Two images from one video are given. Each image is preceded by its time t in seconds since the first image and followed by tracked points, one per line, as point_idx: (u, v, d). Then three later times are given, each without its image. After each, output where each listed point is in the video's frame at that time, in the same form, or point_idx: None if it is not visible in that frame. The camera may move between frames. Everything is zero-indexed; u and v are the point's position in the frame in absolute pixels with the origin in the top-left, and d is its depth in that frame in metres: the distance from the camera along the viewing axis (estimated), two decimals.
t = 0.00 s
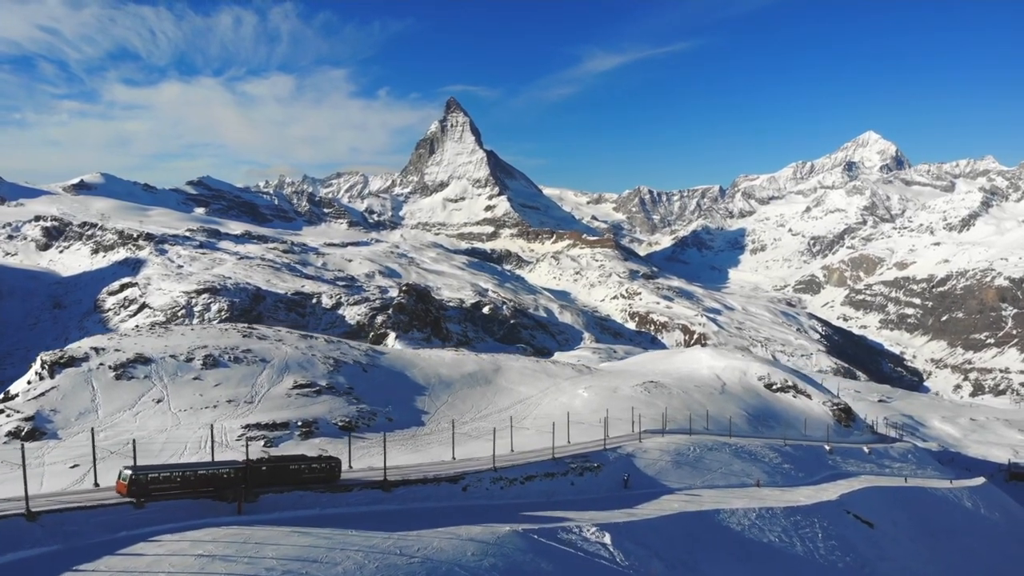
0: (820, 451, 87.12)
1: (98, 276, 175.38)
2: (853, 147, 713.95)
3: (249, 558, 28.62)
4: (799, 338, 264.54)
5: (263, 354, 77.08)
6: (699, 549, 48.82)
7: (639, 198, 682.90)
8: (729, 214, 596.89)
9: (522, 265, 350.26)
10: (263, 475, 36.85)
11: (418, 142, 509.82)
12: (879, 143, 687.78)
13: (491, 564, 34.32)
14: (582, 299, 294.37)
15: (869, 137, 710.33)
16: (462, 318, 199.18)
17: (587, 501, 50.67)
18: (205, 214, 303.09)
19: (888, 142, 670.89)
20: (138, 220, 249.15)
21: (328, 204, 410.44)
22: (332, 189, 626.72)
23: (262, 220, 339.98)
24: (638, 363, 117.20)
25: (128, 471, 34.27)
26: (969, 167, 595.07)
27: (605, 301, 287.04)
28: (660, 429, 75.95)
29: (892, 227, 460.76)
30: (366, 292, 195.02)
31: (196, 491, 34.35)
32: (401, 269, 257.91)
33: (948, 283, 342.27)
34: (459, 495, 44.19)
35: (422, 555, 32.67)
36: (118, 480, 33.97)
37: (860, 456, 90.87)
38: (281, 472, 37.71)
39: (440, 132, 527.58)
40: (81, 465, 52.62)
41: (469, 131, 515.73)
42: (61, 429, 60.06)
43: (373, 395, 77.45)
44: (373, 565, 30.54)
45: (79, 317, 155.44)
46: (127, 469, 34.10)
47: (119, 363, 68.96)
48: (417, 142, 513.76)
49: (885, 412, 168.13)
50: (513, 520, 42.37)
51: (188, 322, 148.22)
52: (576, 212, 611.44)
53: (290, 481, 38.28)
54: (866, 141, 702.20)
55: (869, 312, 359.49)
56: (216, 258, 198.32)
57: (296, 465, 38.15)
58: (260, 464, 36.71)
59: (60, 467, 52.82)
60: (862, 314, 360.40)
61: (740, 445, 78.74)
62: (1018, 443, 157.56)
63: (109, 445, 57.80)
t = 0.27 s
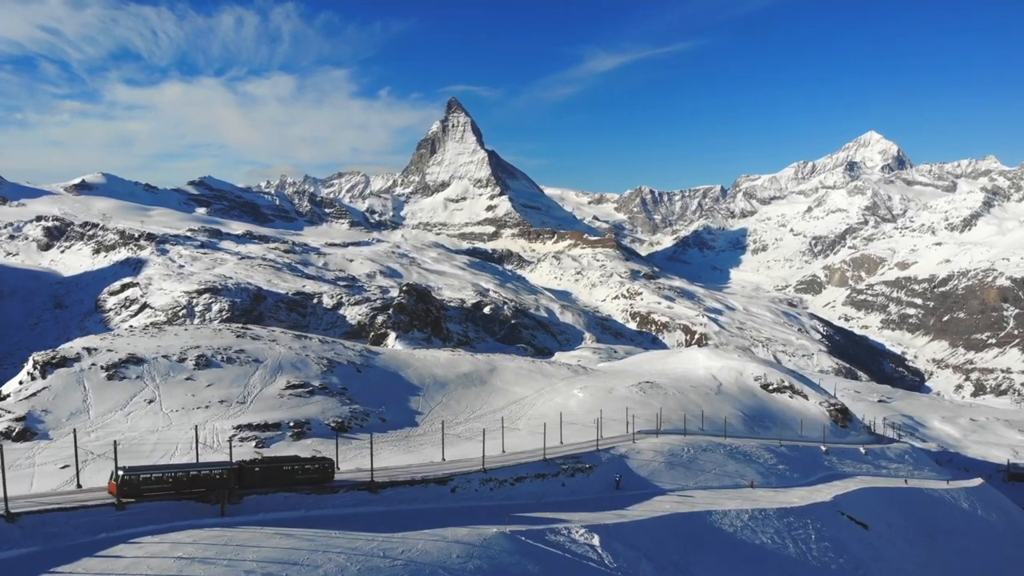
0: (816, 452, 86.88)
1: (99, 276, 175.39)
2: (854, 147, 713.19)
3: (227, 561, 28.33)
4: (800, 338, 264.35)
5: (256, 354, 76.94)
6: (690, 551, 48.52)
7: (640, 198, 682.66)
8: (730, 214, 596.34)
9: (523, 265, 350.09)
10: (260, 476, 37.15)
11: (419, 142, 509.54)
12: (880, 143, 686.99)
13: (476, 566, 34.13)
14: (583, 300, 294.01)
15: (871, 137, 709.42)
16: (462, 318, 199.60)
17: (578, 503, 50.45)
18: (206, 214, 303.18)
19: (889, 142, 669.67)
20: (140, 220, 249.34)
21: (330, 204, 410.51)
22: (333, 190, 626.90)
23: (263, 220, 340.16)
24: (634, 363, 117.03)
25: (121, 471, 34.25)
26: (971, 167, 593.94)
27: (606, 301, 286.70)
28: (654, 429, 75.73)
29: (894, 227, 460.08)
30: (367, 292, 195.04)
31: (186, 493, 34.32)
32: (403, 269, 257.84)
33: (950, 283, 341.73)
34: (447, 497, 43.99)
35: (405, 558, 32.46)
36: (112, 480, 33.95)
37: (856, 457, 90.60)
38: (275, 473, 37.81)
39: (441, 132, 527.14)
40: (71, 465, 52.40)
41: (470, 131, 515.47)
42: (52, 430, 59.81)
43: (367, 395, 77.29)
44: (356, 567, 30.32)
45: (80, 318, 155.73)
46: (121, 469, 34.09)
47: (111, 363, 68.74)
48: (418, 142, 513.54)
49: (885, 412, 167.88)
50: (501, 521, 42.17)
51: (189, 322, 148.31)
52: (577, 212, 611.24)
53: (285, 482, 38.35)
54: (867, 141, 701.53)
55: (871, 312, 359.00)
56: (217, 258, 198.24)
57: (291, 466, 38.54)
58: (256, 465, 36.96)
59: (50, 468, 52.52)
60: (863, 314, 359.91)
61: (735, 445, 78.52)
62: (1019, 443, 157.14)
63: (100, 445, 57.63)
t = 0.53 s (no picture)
0: (812, 453, 86.58)
1: (100, 276, 175.36)
2: (855, 147, 712.58)
3: (209, 563, 28.21)
4: (801, 338, 263.95)
5: (250, 354, 76.76)
6: (681, 553, 48.22)
7: (641, 198, 682.31)
8: (731, 215, 595.73)
9: (524, 265, 349.78)
10: (252, 477, 37.47)
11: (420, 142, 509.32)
12: (881, 143, 686.32)
13: (462, 570, 33.91)
14: (584, 300, 293.75)
15: (872, 137, 708.77)
16: (462, 318, 199.73)
17: (569, 504, 50.23)
18: (207, 214, 303.17)
19: (890, 142, 669.14)
20: (141, 220, 249.31)
21: (331, 204, 410.42)
22: (334, 190, 626.73)
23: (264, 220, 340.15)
24: (631, 364, 116.78)
25: (113, 473, 34.58)
26: (972, 167, 593.29)
27: (607, 301, 286.40)
28: (649, 430, 75.52)
29: (895, 228, 459.50)
30: (368, 292, 194.89)
31: (177, 493, 34.61)
32: (403, 269, 257.67)
33: (951, 284, 341.28)
34: (436, 498, 43.80)
35: (390, 560, 32.28)
36: (103, 482, 34.28)
37: (853, 458, 90.28)
38: (269, 474, 38.14)
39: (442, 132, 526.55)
40: (62, 467, 52.15)
41: (471, 131, 515.10)
42: (44, 430, 59.56)
43: (361, 396, 77.06)
44: (340, 569, 30.13)
45: (82, 318, 155.93)
46: (112, 471, 34.43)
47: (104, 363, 68.59)
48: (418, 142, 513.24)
49: (885, 412, 167.56)
50: (490, 522, 41.97)
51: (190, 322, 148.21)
52: (578, 212, 611.10)
53: (279, 482, 38.77)
54: (868, 141, 700.88)
55: (872, 313, 358.59)
56: (218, 258, 198.02)
57: (284, 467, 38.78)
58: (248, 466, 37.34)
59: (41, 468, 52.33)
60: (864, 315, 359.49)
61: (730, 446, 78.28)
62: (1019, 444, 156.76)
63: (92, 445, 57.42)
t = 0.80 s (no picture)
0: (808, 454, 86.21)
1: (101, 275, 175.37)
2: (857, 147, 711.90)
3: (188, 566, 27.98)
4: (803, 338, 263.62)
5: (243, 355, 76.59)
6: (672, 556, 47.93)
7: (642, 198, 682.00)
8: (733, 215, 595.02)
9: (525, 265, 349.59)
10: (243, 479, 37.41)
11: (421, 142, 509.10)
12: (883, 143, 685.64)
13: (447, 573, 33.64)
14: (585, 300, 293.46)
15: (873, 137, 708.09)
16: (464, 318, 199.99)
17: (559, 506, 49.99)
18: (208, 214, 302.61)
19: (892, 142, 668.59)
20: (142, 220, 249.27)
21: (332, 204, 410.39)
22: (335, 190, 626.70)
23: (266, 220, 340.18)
24: (627, 364, 116.59)
25: (104, 474, 34.56)
26: (974, 167, 592.46)
27: (608, 301, 286.16)
28: (643, 431, 75.28)
29: (897, 228, 458.99)
30: (370, 292, 194.72)
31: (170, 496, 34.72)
32: (404, 269, 257.58)
33: (952, 284, 340.84)
34: (424, 500, 43.57)
35: (372, 563, 32.04)
36: (94, 482, 34.23)
37: (849, 459, 89.92)
38: (261, 475, 38.07)
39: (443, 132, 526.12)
40: (52, 467, 51.94)
41: (473, 131, 514.90)
42: (35, 430, 59.32)
43: (354, 397, 76.85)
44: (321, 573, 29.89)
45: (83, 318, 156.17)
46: (103, 471, 34.38)
47: (96, 364, 68.45)
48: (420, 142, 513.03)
49: (885, 413, 167.26)
50: (478, 524, 41.67)
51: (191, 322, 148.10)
52: (579, 212, 610.82)
53: (272, 484, 38.70)
54: (870, 141, 700.16)
55: (873, 313, 358.18)
56: (219, 258, 197.84)
57: (276, 468, 38.74)
58: (239, 467, 37.29)
59: (31, 469, 52.14)
60: (866, 315, 358.98)
61: (725, 447, 77.99)
62: (1020, 444, 156.32)
63: (83, 446, 57.18)
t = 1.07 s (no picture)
0: (804, 455, 85.86)
1: (103, 275, 175.41)
2: (859, 147, 710.91)
3: (167, 568, 27.80)
4: (804, 338, 263.14)
5: (236, 355, 76.49)
6: (663, 558, 47.64)
7: (644, 198, 681.55)
8: (735, 215, 594.10)
9: (527, 265, 349.38)
10: (236, 479, 37.55)
11: (422, 142, 509.11)
12: (885, 143, 684.59)
13: None
14: (587, 300, 293.09)
15: (875, 137, 707.03)
16: (466, 318, 200.29)
17: (550, 506, 49.77)
18: (210, 214, 302.70)
19: (894, 142, 667.56)
20: (144, 220, 249.31)
21: (334, 204, 410.37)
22: (337, 190, 626.78)
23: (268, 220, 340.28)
24: (624, 364, 116.39)
25: (96, 474, 34.63)
26: (976, 167, 591.33)
27: (609, 301, 285.76)
28: (638, 431, 75.04)
29: (899, 228, 458.22)
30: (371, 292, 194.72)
31: (160, 496, 34.74)
32: (406, 268, 257.51)
33: (955, 284, 340.22)
34: (412, 501, 43.32)
35: (355, 565, 31.83)
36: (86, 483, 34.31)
37: (845, 459, 89.60)
38: (253, 476, 38.16)
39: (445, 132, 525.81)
40: (42, 468, 51.70)
41: (474, 131, 514.71)
42: (26, 430, 59.11)
43: (348, 397, 76.65)
44: None
45: (85, 317, 156.30)
46: (94, 472, 34.41)
47: (88, 364, 68.30)
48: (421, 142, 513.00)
49: (885, 413, 166.87)
50: (465, 526, 41.42)
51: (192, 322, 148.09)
52: (581, 212, 610.42)
53: (263, 484, 38.76)
54: (872, 141, 699.14)
55: (875, 313, 357.44)
56: (221, 258, 197.74)
57: (269, 469, 38.83)
58: (231, 468, 37.42)
59: (21, 469, 51.89)
60: (867, 315, 358.30)
61: (720, 448, 77.71)
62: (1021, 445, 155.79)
63: (75, 446, 57.00)
